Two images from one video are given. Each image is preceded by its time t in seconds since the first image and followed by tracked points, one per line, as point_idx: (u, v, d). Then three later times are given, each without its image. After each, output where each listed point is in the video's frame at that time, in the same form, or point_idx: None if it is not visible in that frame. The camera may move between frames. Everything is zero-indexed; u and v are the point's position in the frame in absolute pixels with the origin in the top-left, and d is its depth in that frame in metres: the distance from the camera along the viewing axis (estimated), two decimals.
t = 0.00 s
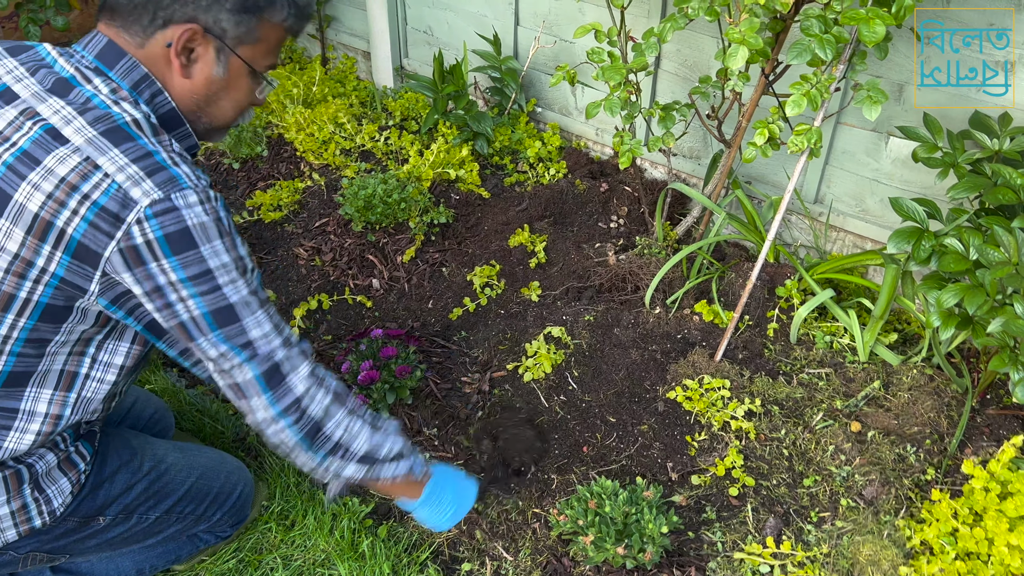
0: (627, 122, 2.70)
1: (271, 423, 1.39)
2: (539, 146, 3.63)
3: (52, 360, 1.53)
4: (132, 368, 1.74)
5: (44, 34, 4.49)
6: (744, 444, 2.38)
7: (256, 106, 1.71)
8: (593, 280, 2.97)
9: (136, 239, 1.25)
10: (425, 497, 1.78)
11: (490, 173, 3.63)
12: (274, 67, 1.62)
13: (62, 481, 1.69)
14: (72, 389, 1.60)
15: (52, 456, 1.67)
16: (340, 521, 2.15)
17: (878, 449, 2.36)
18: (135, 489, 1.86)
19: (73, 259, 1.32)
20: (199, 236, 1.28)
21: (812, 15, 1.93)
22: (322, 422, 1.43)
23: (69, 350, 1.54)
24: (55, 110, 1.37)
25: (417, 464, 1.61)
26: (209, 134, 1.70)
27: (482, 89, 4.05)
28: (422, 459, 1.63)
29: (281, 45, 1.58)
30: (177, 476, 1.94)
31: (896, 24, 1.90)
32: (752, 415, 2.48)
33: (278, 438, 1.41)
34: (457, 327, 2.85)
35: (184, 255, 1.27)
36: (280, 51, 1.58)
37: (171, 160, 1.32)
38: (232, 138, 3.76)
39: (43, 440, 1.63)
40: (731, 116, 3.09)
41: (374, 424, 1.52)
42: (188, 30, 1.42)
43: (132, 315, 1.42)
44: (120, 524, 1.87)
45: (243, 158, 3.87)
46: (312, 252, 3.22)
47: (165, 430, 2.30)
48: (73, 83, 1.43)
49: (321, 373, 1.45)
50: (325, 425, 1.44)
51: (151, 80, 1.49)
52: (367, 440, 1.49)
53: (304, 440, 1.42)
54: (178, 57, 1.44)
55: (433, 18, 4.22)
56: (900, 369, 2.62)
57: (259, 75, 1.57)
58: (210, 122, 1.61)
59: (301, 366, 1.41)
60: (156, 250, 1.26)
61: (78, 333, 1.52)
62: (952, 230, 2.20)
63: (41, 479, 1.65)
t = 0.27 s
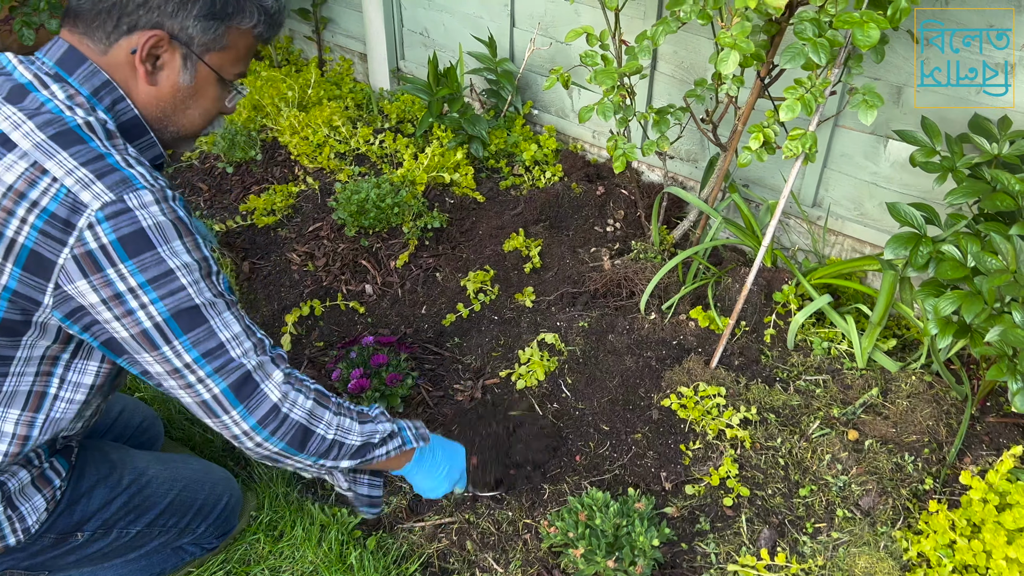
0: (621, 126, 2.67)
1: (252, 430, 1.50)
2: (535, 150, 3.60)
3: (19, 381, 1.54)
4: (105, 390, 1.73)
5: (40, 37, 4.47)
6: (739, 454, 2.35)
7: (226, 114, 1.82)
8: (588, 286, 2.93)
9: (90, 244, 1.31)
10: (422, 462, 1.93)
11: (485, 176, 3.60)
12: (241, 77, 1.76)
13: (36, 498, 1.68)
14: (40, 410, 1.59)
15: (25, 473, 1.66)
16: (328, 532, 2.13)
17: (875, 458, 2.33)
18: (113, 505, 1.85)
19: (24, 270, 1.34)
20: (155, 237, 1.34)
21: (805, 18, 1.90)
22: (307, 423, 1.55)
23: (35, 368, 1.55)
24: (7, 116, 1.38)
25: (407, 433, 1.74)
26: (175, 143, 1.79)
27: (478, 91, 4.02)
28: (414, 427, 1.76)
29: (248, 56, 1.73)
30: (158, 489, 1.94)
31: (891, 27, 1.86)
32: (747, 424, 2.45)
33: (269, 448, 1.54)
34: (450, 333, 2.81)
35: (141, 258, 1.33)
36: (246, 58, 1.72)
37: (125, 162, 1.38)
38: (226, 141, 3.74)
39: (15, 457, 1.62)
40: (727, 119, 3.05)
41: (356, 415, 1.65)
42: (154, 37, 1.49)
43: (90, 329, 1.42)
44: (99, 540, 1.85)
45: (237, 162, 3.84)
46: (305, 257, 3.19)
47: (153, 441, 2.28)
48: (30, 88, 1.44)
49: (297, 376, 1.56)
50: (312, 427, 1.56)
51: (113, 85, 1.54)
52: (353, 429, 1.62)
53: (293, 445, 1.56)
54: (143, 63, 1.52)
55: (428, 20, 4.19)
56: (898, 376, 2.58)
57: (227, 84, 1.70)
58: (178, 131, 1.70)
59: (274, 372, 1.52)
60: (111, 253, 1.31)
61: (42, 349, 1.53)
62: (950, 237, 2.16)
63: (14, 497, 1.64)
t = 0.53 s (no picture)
0: (615, 127, 2.63)
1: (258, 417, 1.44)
2: (531, 151, 3.56)
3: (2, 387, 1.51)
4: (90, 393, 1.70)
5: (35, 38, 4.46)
6: (734, 460, 2.32)
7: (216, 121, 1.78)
8: (583, 289, 2.90)
9: (80, 256, 1.27)
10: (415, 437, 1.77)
11: (481, 178, 3.57)
12: (233, 85, 1.72)
13: (18, 506, 1.65)
14: (23, 416, 1.57)
15: (7, 479, 1.64)
16: (316, 540, 2.10)
17: (872, 465, 2.29)
18: (97, 511, 1.82)
19: (12, 281, 1.33)
20: (147, 248, 1.29)
21: (799, 18, 1.86)
22: (311, 408, 1.50)
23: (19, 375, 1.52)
24: None
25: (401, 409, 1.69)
26: (167, 151, 1.77)
27: (474, 91, 3.99)
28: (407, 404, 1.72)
29: (241, 64, 1.69)
30: (143, 496, 1.90)
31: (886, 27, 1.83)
32: (743, 429, 2.41)
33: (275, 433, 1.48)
34: (443, 337, 2.78)
35: (133, 268, 1.29)
36: (239, 66, 1.68)
37: (114, 172, 1.34)
38: (220, 143, 3.72)
39: None
40: (724, 119, 3.01)
41: (354, 396, 1.59)
42: (144, 46, 1.46)
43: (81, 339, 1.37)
44: (81, 547, 1.83)
45: (231, 164, 3.82)
46: (298, 260, 3.16)
47: (142, 447, 2.25)
48: (17, 95, 1.43)
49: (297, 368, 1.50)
50: (315, 410, 1.50)
51: (102, 91, 1.51)
52: (354, 408, 1.57)
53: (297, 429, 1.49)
54: (134, 72, 1.49)
55: (424, 20, 4.16)
56: (897, 380, 2.54)
57: (219, 92, 1.66)
58: (167, 139, 1.67)
59: (275, 363, 1.45)
60: (102, 266, 1.27)
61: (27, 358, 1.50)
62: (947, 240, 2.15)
63: None
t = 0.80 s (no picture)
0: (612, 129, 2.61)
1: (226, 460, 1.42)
2: (529, 152, 3.53)
3: None
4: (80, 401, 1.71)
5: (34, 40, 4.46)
6: (731, 465, 2.30)
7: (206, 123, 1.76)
8: (580, 292, 2.88)
9: (73, 269, 1.26)
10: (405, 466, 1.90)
11: (479, 179, 3.55)
12: (224, 87, 1.69)
13: (7, 512, 1.63)
14: (14, 424, 1.56)
15: None
16: (309, 546, 2.10)
17: (871, 471, 2.27)
18: (88, 518, 1.82)
19: (8, 293, 1.31)
20: (137, 265, 1.28)
21: (795, 20, 1.84)
22: (281, 448, 1.46)
23: (9, 384, 1.51)
24: None
25: (387, 441, 1.67)
26: (160, 155, 1.76)
27: (473, 92, 3.97)
28: (395, 434, 1.70)
29: (231, 65, 1.67)
30: (136, 502, 1.90)
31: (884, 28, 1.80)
32: (741, 434, 2.39)
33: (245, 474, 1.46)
34: (440, 340, 2.77)
35: (123, 285, 1.28)
36: (228, 68, 1.66)
37: (108, 185, 1.33)
38: (217, 144, 3.71)
39: None
40: (721, 120, 2.99)
41: (333, 431, 1.56)
42: (131, 52, 1.44)
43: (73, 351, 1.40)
44: (72, 554, 1.81)
45: (229, 165, 3.81)
46: (294, 262, 3.15)
47: (135, 452, 2.24)
48: (13, 108, 1.44)
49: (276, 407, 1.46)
50: (286, 451, 1.47)
51: (93, 100, 1.49)
52: (330, 447, 1.54)
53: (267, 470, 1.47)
54: (122, 79, 1.47)
55: (423, 20, 4.13)
56: (897, 384, 2.52)
57: (209, 94, 1.64)
58: (160, 143, 1.65)
59: (250, 403, 1.42)
60: (94, 280, 1.27)
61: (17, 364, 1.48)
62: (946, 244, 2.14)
63: None
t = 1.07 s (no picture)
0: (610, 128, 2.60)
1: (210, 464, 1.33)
2: (529, 150, 3.50)
3: None
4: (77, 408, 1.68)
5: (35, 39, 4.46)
6: (730, 467, 2.28)
7: (201, 125, 1.74)
8: (579, 292, 2.86)
9: (49, 262, 1.25)
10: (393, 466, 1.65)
11: (478, 178, 3.53)
12: (219, 88, 1.66)
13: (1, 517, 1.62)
14: (5, 429, 1.55)
15: None
16: (305, 549, 2.09)
17: (872, 473, 2.24)
18: (82, 523, 1.81)
19: None
20: (115, 255, 1.26)
21: (793, 17, 1.82)
22: (268, 449, 1.38)
23: None
24: None
25: (373, 435, 1.54)
26: (153, 156, 1.73)
27: (472, 90, 3.94)
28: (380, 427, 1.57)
29: (226, 66, 1.64)
30: (131, 506, 1.89)
31: (885, 25, 1.79)
32: (740, 435, 2.37)
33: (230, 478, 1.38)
34: (438, 341, 2.75)
35: (100, 276, 1.25)
36: (224, 69, 1.63)
37: (89, 178, 1.33)
38: (216, 144, 3.70)
39: None
40: (721, 117, 2.97)
41: (317, 430, 1.45)
42: (123, 50, 1.41)
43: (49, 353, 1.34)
44: (66, 559, 1.81)
45: (228, 165, 3.80)
46: (293, 262, 3.14)
47: (132, 454, 2.24)
48: None
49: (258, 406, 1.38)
50: (273, 452, 1.39)
51: (83, 97, 1.48)
52: (318, 446, 1.44)
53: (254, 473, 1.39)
54: (114, 76, 1.44)
55: (423, 17, 4.11)
56: (899, 385, 2.49)
57: (204, 95, 1.60)
58: (152, 144, 1.62)
59: (233, 402, 1.35)
60: (70, 272, 1.25)
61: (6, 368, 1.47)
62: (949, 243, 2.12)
63: None
